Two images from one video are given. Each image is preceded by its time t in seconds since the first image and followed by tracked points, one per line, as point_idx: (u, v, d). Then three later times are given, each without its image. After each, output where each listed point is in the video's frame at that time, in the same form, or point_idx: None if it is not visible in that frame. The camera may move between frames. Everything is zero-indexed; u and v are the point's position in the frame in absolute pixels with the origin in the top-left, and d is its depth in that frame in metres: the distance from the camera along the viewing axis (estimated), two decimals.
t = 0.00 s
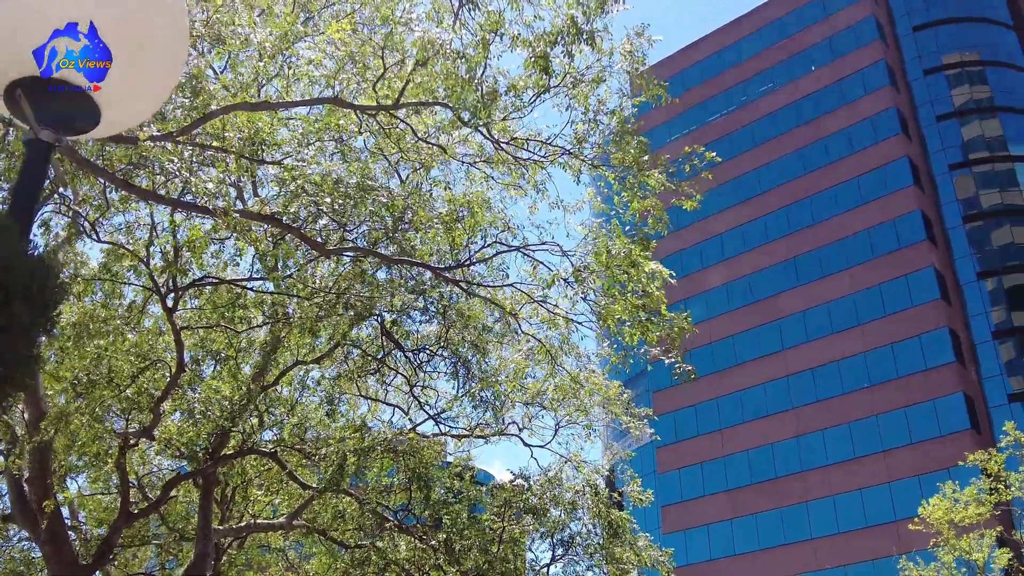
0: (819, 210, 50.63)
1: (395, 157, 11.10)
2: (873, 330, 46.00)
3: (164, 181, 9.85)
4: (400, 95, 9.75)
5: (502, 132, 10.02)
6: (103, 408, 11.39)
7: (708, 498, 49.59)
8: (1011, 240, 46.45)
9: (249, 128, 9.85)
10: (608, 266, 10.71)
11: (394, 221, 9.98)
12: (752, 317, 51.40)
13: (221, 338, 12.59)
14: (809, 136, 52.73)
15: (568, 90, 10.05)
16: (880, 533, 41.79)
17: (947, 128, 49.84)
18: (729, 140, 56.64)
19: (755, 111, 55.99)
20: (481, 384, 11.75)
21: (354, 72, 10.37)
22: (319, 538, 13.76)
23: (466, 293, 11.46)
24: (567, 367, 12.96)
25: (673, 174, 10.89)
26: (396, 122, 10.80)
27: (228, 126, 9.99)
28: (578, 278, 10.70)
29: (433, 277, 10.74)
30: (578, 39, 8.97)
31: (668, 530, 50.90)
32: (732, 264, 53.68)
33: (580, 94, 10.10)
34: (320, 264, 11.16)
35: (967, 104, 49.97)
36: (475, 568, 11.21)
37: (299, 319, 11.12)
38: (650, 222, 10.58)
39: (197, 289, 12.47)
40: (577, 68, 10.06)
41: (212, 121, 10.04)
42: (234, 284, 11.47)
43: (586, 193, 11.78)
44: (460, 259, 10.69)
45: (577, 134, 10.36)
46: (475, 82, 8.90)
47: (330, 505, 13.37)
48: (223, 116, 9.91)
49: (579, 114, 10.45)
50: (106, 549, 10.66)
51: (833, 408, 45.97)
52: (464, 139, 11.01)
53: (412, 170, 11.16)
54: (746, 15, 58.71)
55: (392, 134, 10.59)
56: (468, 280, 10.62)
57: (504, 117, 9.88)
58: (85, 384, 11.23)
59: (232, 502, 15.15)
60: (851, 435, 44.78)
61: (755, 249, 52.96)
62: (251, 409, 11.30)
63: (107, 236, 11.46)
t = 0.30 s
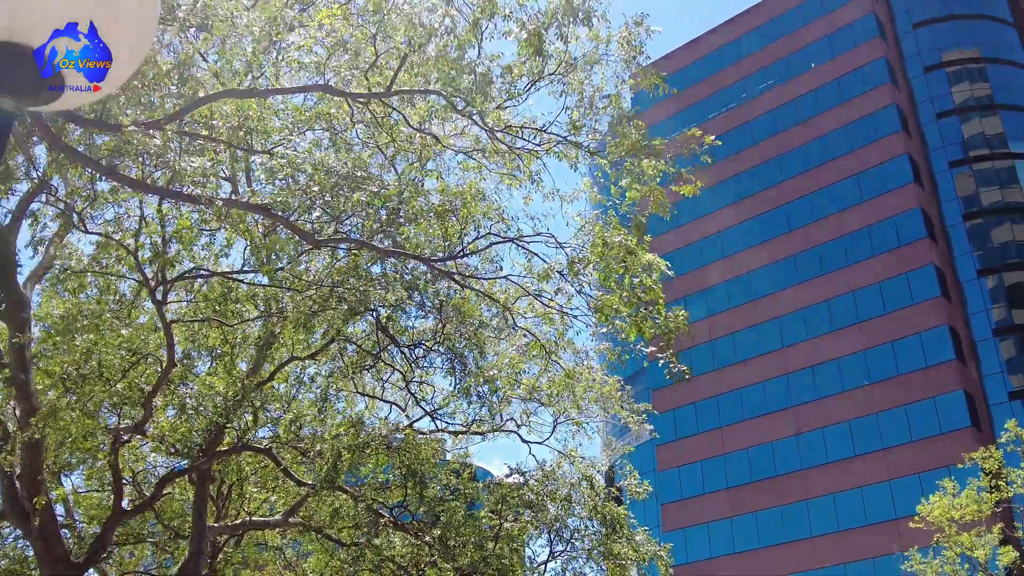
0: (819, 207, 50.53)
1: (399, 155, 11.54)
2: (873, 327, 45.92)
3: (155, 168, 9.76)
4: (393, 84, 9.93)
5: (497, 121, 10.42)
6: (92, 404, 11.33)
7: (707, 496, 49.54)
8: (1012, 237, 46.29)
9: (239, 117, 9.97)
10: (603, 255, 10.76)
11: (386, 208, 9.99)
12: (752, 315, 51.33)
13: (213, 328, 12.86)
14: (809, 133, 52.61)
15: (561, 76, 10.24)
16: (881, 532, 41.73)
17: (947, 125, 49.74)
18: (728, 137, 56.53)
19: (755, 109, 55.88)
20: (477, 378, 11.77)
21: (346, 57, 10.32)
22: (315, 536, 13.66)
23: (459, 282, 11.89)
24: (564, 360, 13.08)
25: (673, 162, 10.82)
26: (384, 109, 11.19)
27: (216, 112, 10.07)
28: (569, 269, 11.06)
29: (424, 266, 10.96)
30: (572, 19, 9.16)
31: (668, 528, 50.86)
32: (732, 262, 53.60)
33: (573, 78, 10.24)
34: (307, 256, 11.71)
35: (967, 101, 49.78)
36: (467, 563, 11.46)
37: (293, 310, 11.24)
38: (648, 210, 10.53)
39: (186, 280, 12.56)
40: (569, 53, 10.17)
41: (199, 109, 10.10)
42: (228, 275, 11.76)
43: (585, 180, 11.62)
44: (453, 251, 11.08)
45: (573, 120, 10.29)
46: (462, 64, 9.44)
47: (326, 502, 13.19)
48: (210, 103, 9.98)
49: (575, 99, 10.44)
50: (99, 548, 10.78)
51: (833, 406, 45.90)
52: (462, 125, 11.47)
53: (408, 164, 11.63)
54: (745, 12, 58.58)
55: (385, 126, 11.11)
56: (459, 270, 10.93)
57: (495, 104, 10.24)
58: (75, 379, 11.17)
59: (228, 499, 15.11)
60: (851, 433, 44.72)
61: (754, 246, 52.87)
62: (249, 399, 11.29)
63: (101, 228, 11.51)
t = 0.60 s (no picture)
0: (820, 213, 50.46)
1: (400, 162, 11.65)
2: (875, 333, 45.79)
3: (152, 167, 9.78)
4: (390, 82, 9.91)
5: (493, 121, 10.54)
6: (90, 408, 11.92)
7: (709, 503, 49.36)
8: (1014, 243, 46.15)
9: (233, 116, 10.07)
10: (603, 260, 10.79)
11: (389, 212, 11.05)
12: (753, 321, 51.21)
13: (210, 328, 13.24)
14: (810, 139, 52.58)
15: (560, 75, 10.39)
16: (884, 539, 41.54)
17: (948, 131, 49.70)
18: (730, 144, 56.53)
19: (756, 115, 55.89)
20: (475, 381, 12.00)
21: (343, 56, 10.83)
22: (314, 542, 13.55)
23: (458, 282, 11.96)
24: (565, 365, 13.06)
25: (673, 163, 10.83)
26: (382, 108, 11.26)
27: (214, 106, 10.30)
28: (570, 274, 10.87)
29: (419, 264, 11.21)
30: (570, 13, 9.12)
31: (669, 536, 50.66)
32: (733, 268, 53.52)
33: (571, 76, 10.40)
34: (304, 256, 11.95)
35: (969, 107, 49.69)
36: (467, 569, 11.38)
37: (290, 313, 11.48)
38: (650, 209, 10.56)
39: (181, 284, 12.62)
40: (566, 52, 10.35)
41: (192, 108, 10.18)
42: (224, 276, 11.82)
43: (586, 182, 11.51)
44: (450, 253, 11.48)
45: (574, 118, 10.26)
46: (460, 57, 9.53)
47: (325, 506, 12.91)
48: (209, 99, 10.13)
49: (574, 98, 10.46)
50: (97, 551, 10.83)
51: (835, 412, 45.75)
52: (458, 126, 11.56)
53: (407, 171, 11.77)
54: (746, 18, 58.63)
55: (383, 128, 11.14)
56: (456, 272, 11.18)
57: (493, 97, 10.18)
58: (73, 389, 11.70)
59: (228, 504, 15.16)
60: (854, 439, 44.55)
61: (756, 252, 52.80)
62: (246, 405, 11.51)
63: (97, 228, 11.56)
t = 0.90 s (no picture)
0: (823, 217, 50.41)
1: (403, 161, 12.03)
2: (878, 338, 45.71)
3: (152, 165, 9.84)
4: (392, 78, 10.01)
5: (493, 119, 10.67)
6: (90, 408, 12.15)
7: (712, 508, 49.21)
8: (1018, 247, 46.02)
9: (234, 113, 10.30)
10: (605, 261, 10.93)
11: (388, 209, 11.28)
12: (756, 325, 51.14)
13: (210, 329, 13.33)
14: (812, 143, 52.59)
15: (565, 74, 10.62)
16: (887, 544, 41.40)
17: (951, 135, 49.64)
18: (732, 148, 56.53)
19: (758, 119, 55.90)
20: (480, 381, 12.26)
21: (344, 55, 11.16)
22: (315, 547, 13.52)
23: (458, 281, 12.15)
24: (567, 365, 13.14)
25: (673, 162, 11.07)
26: (384, 106, 11.54)
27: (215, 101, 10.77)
28: (573, 273, 10.96)
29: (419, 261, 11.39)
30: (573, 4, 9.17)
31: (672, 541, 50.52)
32: (735, 272, 53.48)
33: (576, 75, 10.66)
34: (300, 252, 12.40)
35: (972, 111, 49.67)
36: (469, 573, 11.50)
37: (291, 312, 11.65)
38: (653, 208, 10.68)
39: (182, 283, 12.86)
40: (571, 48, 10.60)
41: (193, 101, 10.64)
42: (224, 276, 11.96)
43: (589, 183, 11.44)
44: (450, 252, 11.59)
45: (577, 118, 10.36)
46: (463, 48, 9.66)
47: (324, 512, 12.79)
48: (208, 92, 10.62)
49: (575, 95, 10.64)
50: (97, 553, 10.89)
51: (839, 416, 45.62)
52: (459, 121, 12.02)
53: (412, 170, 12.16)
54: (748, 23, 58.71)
55: (386, 127, 11.30)
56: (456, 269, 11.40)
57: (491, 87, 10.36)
58: (73, 391, 11.95)
59: (228, 507, 15.18)
60: (857, 444, 44.42)
61: (758, 256, 52.74)
62: (245, 409, 11.52)
63: (92, 223, 11.61)
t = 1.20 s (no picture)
0: (823, 217, 50.37)
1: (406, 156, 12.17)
2: (879, 338, 45.64)
3: (152, 159, 9.98)
4: (392, 72, 10.07)
5: (494, 113, 10.91)
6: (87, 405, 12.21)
7: (713, 508, 49.15)
8: (1019, 247, 45.93)
9: (233, 107, 10.63)
10: (610, 252, 11.16)
11: (388, 204, 11.54)
12: (756, 325, 51.10)
13: (209, 326, 13.40)
14: (813, 143, 52.56)
15: (570, 68, 10.81)
16: (888, 544, 41.32)
17: (951, 135, 49.58)
18: (732, 148, 56.54)
19: (758, 119, 55.87)
20: (483, 375, 12.55)
21: (345, 49, 11.49)
22: (316, 546, 13.54)
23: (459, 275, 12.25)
24: (569, 362, 13.24)
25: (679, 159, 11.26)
26: (385, 102, 12.02)
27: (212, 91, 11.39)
28: (579, 264, 11.43)
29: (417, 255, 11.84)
30: None
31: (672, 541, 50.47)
32: (735, 272, 53.44)
33: (580, 68, 10.83)
34: (300, 248, 12.45)
35: (973, 111, 49.60)
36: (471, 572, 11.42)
37: (289, 309, 11.94)
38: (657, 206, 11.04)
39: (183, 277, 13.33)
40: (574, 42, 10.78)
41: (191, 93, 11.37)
42: (222, 270, 12.07)
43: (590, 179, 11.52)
44: (450, 246, 11.67)
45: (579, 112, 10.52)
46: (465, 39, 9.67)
47: (324, 509, 12.86)
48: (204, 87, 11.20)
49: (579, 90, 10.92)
50: (96, 548, 10.91)
51: (839, 417, 45.56)
52: (459, 115, 12.19)
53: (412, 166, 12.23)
54: (749, 23, 58.72)
55: (387, 123, 11.49)
56: (457, 264, 11.61)
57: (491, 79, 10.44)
58: (69, 387, 12.01)
59: (227, 506, 15.21)
60: (857, 444, 44.36)
61: (759, 256, 52.70)
62: (243, 407, 11.69)
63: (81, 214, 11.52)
